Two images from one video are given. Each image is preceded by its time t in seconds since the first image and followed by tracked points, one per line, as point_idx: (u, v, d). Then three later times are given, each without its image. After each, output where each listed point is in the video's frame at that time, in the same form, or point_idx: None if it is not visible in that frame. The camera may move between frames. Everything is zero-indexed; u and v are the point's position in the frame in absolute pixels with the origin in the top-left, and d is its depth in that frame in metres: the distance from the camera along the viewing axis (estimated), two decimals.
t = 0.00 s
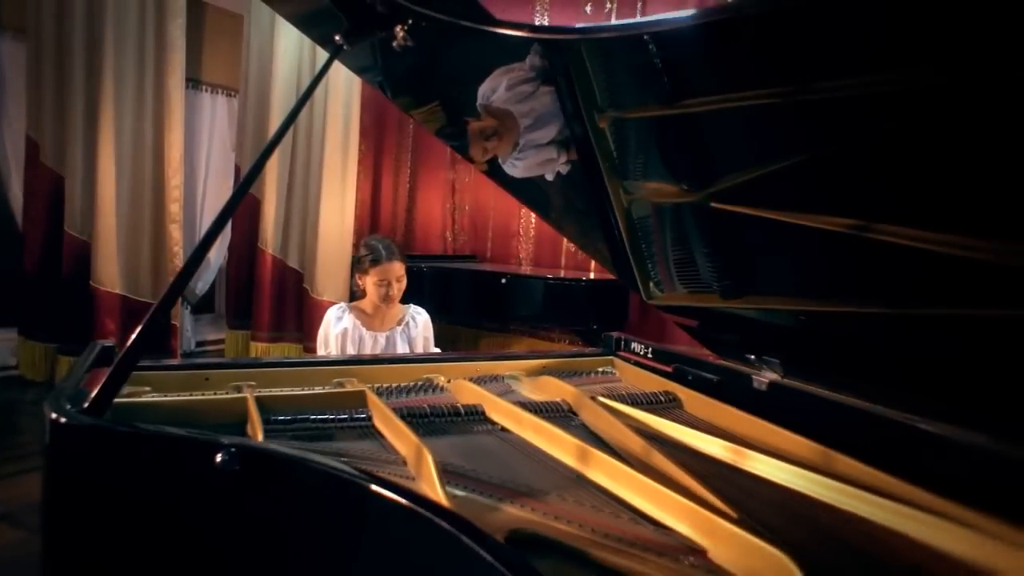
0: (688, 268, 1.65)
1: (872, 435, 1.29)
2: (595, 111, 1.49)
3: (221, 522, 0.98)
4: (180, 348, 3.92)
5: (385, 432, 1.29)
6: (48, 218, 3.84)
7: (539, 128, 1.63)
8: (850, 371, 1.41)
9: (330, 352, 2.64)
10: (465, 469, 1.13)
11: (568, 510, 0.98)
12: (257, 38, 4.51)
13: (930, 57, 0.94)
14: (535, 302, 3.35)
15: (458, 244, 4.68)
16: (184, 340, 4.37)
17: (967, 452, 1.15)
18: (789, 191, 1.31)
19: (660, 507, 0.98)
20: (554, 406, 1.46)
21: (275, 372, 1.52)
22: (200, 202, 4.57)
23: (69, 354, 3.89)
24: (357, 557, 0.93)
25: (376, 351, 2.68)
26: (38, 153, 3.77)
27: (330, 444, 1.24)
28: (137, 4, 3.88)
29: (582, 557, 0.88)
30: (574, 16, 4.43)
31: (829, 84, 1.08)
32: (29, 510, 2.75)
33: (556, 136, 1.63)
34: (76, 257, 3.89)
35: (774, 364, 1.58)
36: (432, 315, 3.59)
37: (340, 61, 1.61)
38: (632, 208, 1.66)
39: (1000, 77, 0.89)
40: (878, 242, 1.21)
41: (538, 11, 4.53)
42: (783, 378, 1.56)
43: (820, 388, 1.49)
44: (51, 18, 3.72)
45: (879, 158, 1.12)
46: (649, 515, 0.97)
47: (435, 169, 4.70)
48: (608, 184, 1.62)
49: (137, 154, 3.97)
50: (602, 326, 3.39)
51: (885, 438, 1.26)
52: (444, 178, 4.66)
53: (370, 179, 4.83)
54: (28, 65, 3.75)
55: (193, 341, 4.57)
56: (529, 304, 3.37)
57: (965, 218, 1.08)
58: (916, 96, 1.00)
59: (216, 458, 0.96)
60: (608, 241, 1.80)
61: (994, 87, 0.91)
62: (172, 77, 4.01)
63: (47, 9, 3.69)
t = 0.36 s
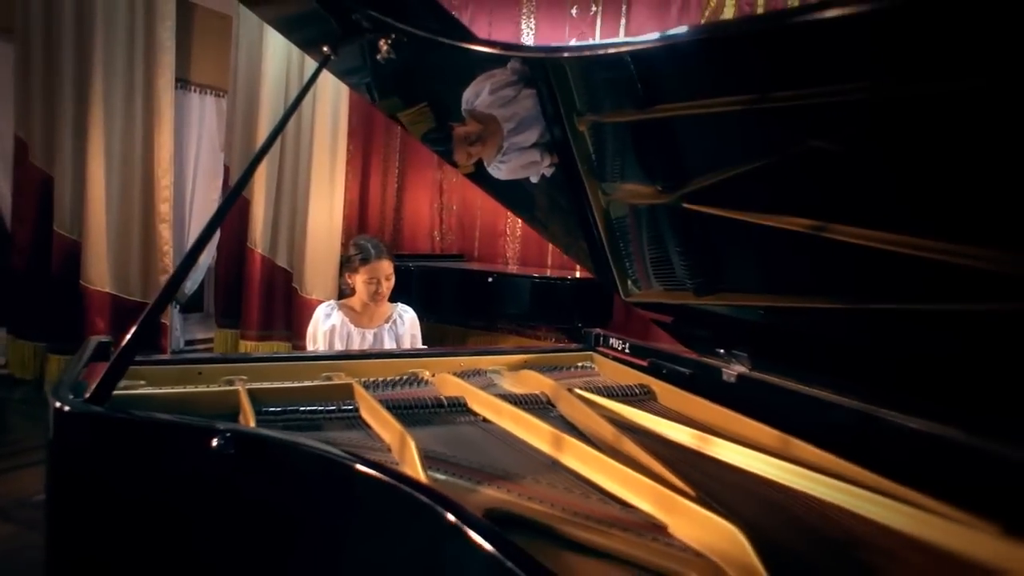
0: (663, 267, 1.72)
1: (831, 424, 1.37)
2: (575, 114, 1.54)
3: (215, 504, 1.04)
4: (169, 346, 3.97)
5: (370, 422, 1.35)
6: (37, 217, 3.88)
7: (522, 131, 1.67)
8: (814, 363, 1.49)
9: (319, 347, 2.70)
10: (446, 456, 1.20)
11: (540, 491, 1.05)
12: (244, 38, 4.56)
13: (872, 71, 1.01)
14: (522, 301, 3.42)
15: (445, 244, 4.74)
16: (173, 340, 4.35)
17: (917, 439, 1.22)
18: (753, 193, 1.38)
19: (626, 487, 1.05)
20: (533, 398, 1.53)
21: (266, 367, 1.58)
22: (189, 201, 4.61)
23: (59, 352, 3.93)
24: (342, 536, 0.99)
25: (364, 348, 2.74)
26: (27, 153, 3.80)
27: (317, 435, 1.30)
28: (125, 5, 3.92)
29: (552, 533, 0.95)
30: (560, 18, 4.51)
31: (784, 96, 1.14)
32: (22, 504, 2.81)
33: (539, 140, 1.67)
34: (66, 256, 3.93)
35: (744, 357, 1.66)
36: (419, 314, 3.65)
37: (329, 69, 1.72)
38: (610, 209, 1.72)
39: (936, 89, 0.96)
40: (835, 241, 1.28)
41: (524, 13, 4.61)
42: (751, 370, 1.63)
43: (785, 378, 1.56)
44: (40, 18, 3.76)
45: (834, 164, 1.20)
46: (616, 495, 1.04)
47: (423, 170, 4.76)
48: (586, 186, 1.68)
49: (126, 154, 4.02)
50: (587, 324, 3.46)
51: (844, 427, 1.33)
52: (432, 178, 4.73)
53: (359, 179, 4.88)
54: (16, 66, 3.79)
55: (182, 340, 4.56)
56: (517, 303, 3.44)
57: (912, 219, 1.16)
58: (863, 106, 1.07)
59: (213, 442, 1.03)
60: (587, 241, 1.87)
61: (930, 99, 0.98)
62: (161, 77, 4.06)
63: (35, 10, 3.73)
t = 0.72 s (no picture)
0: (640, 266, 1.79)
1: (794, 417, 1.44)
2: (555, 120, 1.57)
3: (209, 490, 1.11)
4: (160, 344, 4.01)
5: (358, 414, 1.41)
6: (26, 217, 3.90)
7: (507, 133, 1.71)
8: (781, 357, 1.56)
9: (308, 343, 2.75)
10: (428, 445, 1.26)
11: (516, 475, 1.12)
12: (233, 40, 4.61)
13: (824, 86, 1.07)
14: (510, 300, 3.48)
15: (433, 243, 4.81)
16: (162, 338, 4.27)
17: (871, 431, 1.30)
18: (720, 196, 1.45)
19: (597, 471, 1.12)
20: (514, 391, 1.59)
21: (257, 363, 1.64)
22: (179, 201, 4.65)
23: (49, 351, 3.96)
24: (330, 518, 1.05)
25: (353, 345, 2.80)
26: (16, 153, 3.82)
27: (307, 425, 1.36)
28: (115, 7, 3.96)
29: (527, 513, 1.02)
30: (546, 21, 4.58)
31: (745, 102, 1.18)
32: (16, 500, 2.85)
33: (522, 143, 1.71)
34: (56, 256, 3.95)
35: (715, 351, 1.74)
36: (407, 313, 3.71)
37: (320, 79, 1.82)
38: (590, 209, 1.78)
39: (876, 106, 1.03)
40: (796, 241, 1.35)
41: (511, 15, 4.68)
42: (722, 364, 1.71)
43: (755, 372, 1.63)
44: (29, 20, 3.78)
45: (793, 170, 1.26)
46: (587, 478, 1.11)
47: (411, 170, 4.82)
48: (566, 186, 1.74)
49: (117, 154, 4.05)
50: (572, 321, 3.53)
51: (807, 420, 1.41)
52: (420, 179, 4.80)
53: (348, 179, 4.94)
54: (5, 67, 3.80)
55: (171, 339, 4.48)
56: (504, 303, 3.50)
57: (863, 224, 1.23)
58: (812, 119, 1.14)
59: (209, 429, 1.09)
60: (569, 241, 1.93)
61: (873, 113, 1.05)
62: (152, 79, 4.09)
63: (24, 12, 3.75)
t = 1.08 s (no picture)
0: (619, 265, 1.86)
1: (761, 409, 1.51)
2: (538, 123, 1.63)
3: (203, 477, 1.17)
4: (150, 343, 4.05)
5: (346, 407, 1.47)
6: (16, 217, 3.93)
7: (491, 137, 1.77)
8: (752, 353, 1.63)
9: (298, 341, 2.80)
10: (413, 435, 1.33)
11: (495, 462, 1.18)
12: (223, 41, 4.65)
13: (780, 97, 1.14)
14: (498, 298, 3.54)
15: (422, 243, 4.81)
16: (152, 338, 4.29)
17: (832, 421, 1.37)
18: (691, 198, 1.51)
19: (571, 458, 1.19)
20: (497, 385, 1.66)
21: (249, 359, 1.70)
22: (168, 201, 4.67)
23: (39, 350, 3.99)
24: (315, 501, 1.11)
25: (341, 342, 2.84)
26: (5, 153, 3.84)
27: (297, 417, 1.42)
28: (104, 9, 3.99)
29: (503, 496, 1.08)
30: (533, 23, 4.64)
31: (715, 109, 1.25)
32: (9, 497, 2.89)
33: (507, 144, 1.76)
34: (46, 256, 3.99)
35: (687, 346, 1.79)
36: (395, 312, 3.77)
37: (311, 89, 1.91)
38: (571, 211, 1.86)
39: (831, 114, 1.10)
40: (763, 240, 1.42)
41: (498, 17, 4.74)
42: (696, 359, 1.76)
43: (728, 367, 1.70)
44: (18, 22, 3.80)
45: (759, 173, 1.33)
46: (562, 465, 1.18)
47: (399, 170, 4.86)
48: (548, 188, 1.81)
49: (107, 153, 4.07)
50: (558, 320, 3.59)
51: (773, 411, 1.48)
52: (409, 179, 4.82)
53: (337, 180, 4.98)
54: None
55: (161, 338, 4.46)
56: (493, 303, 3.56)
57: (823, 225, 1.30)
58: (775, 126, 1.21)
59: (204, 420, 1.15)
60: (552, 243, 1.98)
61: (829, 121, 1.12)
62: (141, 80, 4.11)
63: (13, 14, 3.77)
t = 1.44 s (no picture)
0: (600, 263, 1.91)
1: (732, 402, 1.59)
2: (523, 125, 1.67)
3: (198, 467, 1.23)
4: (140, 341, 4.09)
5: (335, 400, 1.53)
6: (5, 216, 3.96)
7: (476, 140, 1.83)
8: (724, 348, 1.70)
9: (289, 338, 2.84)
10: (399, 426, 1.39)
11: (476, 450, 1.25)
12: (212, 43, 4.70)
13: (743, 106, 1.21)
14: (486, 297, 3.60)
15: (410, 242, 4.86)
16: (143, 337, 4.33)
17: (796, 412, 1.45)
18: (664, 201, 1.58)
19: (549, 447, 1.25)
20: (481, 380, 1.72)
21: (241, 355, 1.75)
22: (158, 201, 4.71)
23: (30, 349, 4.02)
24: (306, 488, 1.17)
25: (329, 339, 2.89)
26: None
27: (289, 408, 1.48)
28: (94, 10, 4.03)
29: (484, 481, 1.14)
30: (520, 25, 4.70)
31: (687, 115, 1.30)
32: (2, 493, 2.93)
33: (492, 146, 1.82)
34: (35, 255, 4.02)
35: (664, 342, 1.87)
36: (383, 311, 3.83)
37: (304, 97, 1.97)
38: (554, 211, 1.90)
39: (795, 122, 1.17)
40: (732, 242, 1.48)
41: (486, 19, 4.80)
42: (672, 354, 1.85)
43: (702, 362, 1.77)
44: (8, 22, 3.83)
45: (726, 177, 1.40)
46: (539, 453, 1.25)
47: (388, 170, 4.91)
48: (531, 190, 1.86)
49: (97, 152, 4.10)
50: (544, 318, 3.66)
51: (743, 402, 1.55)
52: (398, 179, 4.87)
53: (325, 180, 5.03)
54: None
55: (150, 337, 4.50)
56: (481, 302, 3.62)
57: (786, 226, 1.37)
58: (742, 132, 1.27)
59: (201, 410, 1.21)
60: (534, 242, 2.03)
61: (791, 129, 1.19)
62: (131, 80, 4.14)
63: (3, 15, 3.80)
